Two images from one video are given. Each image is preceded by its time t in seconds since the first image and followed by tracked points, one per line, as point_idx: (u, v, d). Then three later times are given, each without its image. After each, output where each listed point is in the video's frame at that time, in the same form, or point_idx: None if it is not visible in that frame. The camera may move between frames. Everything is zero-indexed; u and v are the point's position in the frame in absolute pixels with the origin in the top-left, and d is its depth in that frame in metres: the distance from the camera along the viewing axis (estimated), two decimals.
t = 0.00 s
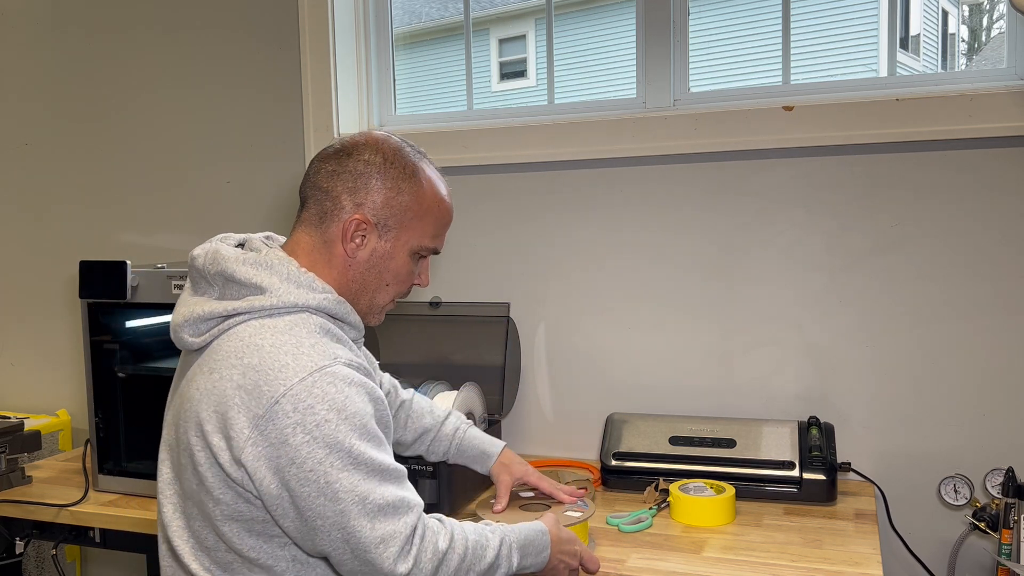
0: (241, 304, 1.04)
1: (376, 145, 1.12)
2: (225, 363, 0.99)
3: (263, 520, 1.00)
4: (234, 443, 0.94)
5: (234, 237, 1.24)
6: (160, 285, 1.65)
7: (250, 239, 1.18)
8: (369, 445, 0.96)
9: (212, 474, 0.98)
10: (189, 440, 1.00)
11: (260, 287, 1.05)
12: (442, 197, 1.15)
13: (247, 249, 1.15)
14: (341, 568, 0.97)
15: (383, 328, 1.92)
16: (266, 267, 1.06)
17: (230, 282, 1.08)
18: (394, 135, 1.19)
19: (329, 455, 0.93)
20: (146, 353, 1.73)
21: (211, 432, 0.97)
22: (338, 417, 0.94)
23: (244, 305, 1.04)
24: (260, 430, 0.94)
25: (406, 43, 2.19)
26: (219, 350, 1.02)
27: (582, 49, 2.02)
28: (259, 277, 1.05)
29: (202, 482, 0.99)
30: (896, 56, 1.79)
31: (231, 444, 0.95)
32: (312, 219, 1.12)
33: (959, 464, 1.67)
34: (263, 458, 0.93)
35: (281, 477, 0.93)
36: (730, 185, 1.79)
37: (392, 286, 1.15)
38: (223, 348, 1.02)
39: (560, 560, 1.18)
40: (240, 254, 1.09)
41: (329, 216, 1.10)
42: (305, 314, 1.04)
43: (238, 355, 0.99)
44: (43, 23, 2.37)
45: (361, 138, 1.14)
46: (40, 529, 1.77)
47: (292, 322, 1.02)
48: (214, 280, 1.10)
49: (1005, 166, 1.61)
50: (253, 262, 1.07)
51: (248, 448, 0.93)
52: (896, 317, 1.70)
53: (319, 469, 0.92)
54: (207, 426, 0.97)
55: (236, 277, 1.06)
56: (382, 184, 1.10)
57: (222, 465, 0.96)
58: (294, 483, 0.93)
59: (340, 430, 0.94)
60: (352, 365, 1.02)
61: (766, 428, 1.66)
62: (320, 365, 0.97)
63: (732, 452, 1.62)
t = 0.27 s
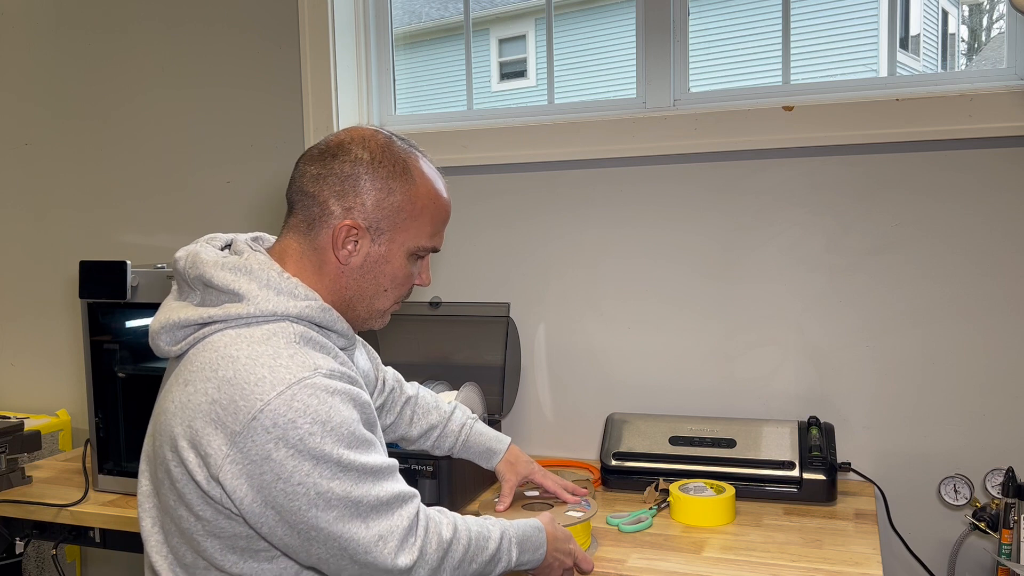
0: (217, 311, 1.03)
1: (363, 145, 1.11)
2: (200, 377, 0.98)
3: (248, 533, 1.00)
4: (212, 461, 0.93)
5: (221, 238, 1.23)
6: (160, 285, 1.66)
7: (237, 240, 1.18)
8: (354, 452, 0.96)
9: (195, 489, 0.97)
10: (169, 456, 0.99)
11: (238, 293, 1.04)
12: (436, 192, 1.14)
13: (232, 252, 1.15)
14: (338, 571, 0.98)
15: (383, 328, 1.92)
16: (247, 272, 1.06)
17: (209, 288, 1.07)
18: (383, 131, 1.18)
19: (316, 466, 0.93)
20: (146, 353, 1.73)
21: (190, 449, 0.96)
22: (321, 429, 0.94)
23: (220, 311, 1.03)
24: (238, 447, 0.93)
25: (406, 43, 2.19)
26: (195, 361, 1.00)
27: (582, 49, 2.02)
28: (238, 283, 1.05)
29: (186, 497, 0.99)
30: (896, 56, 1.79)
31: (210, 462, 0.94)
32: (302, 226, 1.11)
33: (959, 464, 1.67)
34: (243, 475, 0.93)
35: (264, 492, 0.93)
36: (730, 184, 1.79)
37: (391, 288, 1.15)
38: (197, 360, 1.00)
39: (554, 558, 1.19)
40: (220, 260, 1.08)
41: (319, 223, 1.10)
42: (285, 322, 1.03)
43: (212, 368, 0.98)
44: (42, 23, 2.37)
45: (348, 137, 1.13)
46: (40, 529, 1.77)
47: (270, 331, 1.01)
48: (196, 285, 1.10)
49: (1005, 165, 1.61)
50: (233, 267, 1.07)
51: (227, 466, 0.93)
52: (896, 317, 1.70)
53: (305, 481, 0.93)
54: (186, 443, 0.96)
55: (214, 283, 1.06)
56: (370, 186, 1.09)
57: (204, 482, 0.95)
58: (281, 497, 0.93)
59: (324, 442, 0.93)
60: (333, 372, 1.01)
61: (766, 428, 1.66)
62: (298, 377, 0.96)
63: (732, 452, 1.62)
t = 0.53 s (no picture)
0: (226, 321, 1.01)
1: (378, 149, 1.11)
2: (210, 391, 0.97)
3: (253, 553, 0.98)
4: (224, 480, 0.92)
5: (217, 241, 1.21)
6: (160, 285, 1.66)
7: (235, 245, 1.16)
8: (369, 472, 0.96)
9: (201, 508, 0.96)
10: (176, 471, 0.97)
11: (248, 302, 1.02)
12: (447, 198, 1.15)
13: (233, 256, 1.12)
14: None
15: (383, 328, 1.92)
16: (255, 279, 1.04)
17: (215, 295, 1.05)
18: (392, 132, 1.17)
19: (331, 487, 0.92)
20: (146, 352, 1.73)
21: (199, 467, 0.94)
22: (337, 448, 0.93)
23: (229, 322, 1.01)
24: (251, 466, 0.91)
25: (406, 43, 2.19)
26: (204, 373, 0.99)
27: (582, 49, 2.02)
28: (248, 291, 1.03)
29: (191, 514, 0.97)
30: (896, 56, 1.79)
31: (222, 481, 0.92)
32: (316, 231, 1.10)
33: (959, 464, 1.67)
34: (255, 496, 0.92)
35: (276, 513, 0.92)
36: (730, 185, 1.79)
37: (401, 294, 1.16)
38: (206, 372, 0.99)
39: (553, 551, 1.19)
40: (225, 266, 1.06)
41: (335, 228, 1.09)
42: (297, 333, 1.02)
43: (223, 382, 0.97)
44: (42, 23, 2.37)
45: (361, 140, 1.12)
46: (40, 529, 1.77)
47: (283, 344, 1.00)
48: (199, 292, 1.07)
49: (1005, 165, 1.61)
50: (240, 275, 1.04)
51: (239, 485, 0.91)
52: (896, 317, 1.70)
53: (320, 502, 0.92)
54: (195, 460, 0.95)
55: (221, 291, 1.03)
56: (388, 193, 1.09)
57: (212, 502, 0.94)
58: (293, 519, 0.92)
59: (340, 462, 0.93)
60: (348, 387, 1.00)
61: (766, 428, 1.66)
62: (315, 394, 0.95)
63: (732, 452, 1.62)
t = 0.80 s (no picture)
0: (250, 319, 1.01)
1: (400, 156, 1.12)
2: (236, 389, 0.97)
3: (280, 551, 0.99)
4: (254, 477, 0.93)
5: (229, 241, 1.21)
6: (160, 285, 1.66)
7: (248, 246, 1.16)
8: (396, 463, 0.98)
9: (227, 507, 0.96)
10: (201, 471, 0.97)
11: (272, 301, 1.03)
12: (461, 206, 1.19)
13: (247, 257, 1.13)
14: None
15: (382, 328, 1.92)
16: (278, 278, 1.04)
17: (235, 295, 1.05)
18: (406, 138, 1.19)
19: (362, 479, 0.94)
20: (146, 352, 1.73)
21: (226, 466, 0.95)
22: (367, 440, 0.95)
23: (253, 320, 1.01)
24: (283, 461, 0.92)
25: (406, 43, 2.19)
26: (229, 372, 0.99)
27: (582, 49, 2.02)
28: (271, 290, 1.03)
29: (215, 515, 0.97)
30: (896, 56, 1.79)
31: (252, 477, 0.93)
32: (338, 233, 1.10)
33: (959, 464, 1.67)
34: (287, 491, 0.93)
35: (307, 508, 0.93)
36: (730, 185, 1.79)
37: (414, 297, 1.18)
38: (232, 371, 0.99)
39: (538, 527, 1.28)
40: (245, 265, 1.06)
41: (359, 232, 1.09)
42: (319, 330, 1.03)
43: (250, 378, 0.97)
44: (42, 24, 2.37)
45: (381, 146, 1.13)
46: (40, 529, 1.76)
47: (307, 341, 1.01)
48: (216, 291, 1.07)
49: (1005, 165, 1.61)
50: (262, 275, 1.04)
51: (271, 481, 0.92)
52: (896, 317, 1.70)
53: (351, 495, 0.93)
54: (222, 459, 0.95)
55: (244, 290, 1.03)
56: (412, 200, 1.11)
57: (240, 500, 0.94)
58: (324, 513, 0.93)
59: (371, 454, 0.95)
60: (370, 382, 1.02)
61: (766, 428, 1.66)
62: (342, 387, 0.96)
63: (732, 452, 1.62)
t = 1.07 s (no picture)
0: (259, 304, 1.04)
1: (395, 144, 1.13)
2: (246, 366, 0.98)
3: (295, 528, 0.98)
4: (262, 449, 0.93)
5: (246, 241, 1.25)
6: (160, 285, 1.66)
7: (262, 242, 1.19)
8: (400, 439, 0.97)
9: (239, 483, 0.96)
10: (214, 449, 0.98)
11: (279, 286, 1.05)
12: (460, 192, 1.19)
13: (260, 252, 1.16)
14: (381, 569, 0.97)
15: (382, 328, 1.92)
16: (284, 265, 1.06)
17: (246, 283, 1.08)
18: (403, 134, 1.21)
19: (365, 451, 0.94)
20: (146, 352, 1.72)
21: (236, 440, 0.95)
22: (370, 412, 0.95)
23: (262, 304, 1.03)
24: (288, 432, 0.93)
25: (406, 43, 2.19)
26: (239, 352, 1.01)
27: (582, 49, 2.02)
28: (277, 275, 1.05)
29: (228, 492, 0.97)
30: (896, 56, 1.79)
31: (259, 448, 0.93)
32: (338, 222, 1.11)
33: (959, 464, 1.67)
34: (293, 461, 0.93)
35: (313, 478, 0.93)
36: (730, 185, 1.79)
37: (419, 285, 1.17)
38: (242, 350, 1.01)
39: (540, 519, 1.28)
40: (255, 255, 1.09)
41: (358, 218, 1.10)
42: (325, 313, 1.04)
43: (259, 356, 0.98)
44: (42, 24, 2.37)
45: (377, 138, 1.15)
46: (40, 529, 1.76)
47: (313, 320, 1.02)
48: (229, 282, 1.10)
49: (1005, 165, 1.61)
50: (271, 262, 1.07)
51: (278, 451, 0.93)
52: (896, 316, 1.70)
53: (354, 467, 0.93)
54: (232, 434, 0.96)
55: (252, 277, 1.06)
56: (408, 184, 1.11)
57: (249, 474, 0.94)
58: (330, 483, 0.92)
59: (373, 425, 0.95)
60: (375, 360, 1.02)
61: (766, 428, 1.66)
62: (345, 361, 0.97)
63: (732, 452, 1.62)
